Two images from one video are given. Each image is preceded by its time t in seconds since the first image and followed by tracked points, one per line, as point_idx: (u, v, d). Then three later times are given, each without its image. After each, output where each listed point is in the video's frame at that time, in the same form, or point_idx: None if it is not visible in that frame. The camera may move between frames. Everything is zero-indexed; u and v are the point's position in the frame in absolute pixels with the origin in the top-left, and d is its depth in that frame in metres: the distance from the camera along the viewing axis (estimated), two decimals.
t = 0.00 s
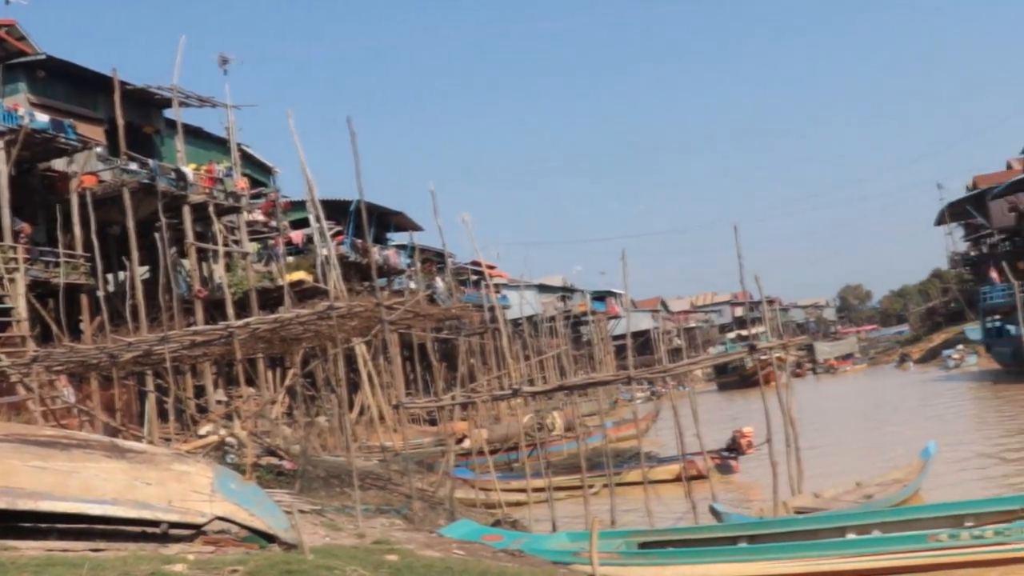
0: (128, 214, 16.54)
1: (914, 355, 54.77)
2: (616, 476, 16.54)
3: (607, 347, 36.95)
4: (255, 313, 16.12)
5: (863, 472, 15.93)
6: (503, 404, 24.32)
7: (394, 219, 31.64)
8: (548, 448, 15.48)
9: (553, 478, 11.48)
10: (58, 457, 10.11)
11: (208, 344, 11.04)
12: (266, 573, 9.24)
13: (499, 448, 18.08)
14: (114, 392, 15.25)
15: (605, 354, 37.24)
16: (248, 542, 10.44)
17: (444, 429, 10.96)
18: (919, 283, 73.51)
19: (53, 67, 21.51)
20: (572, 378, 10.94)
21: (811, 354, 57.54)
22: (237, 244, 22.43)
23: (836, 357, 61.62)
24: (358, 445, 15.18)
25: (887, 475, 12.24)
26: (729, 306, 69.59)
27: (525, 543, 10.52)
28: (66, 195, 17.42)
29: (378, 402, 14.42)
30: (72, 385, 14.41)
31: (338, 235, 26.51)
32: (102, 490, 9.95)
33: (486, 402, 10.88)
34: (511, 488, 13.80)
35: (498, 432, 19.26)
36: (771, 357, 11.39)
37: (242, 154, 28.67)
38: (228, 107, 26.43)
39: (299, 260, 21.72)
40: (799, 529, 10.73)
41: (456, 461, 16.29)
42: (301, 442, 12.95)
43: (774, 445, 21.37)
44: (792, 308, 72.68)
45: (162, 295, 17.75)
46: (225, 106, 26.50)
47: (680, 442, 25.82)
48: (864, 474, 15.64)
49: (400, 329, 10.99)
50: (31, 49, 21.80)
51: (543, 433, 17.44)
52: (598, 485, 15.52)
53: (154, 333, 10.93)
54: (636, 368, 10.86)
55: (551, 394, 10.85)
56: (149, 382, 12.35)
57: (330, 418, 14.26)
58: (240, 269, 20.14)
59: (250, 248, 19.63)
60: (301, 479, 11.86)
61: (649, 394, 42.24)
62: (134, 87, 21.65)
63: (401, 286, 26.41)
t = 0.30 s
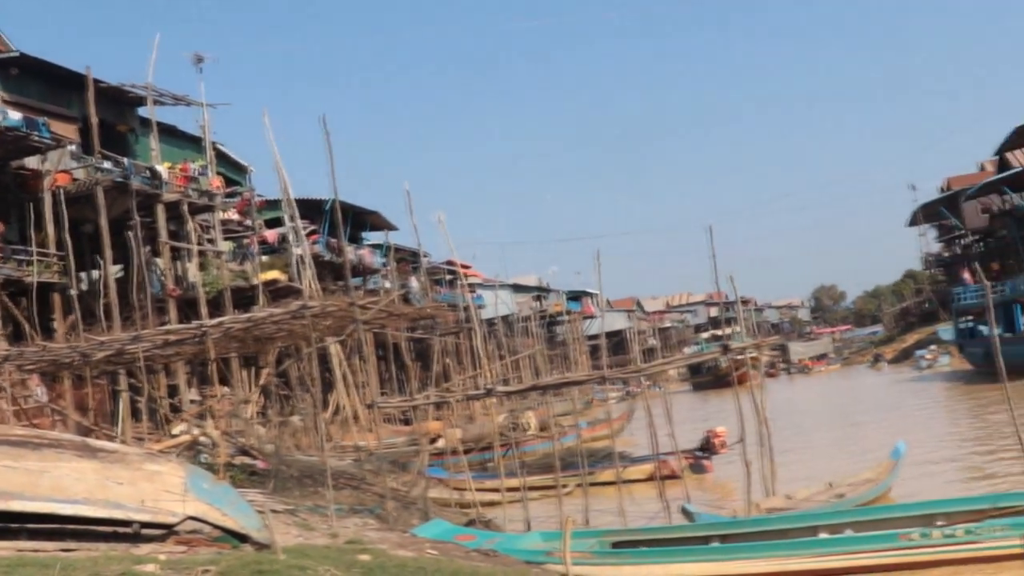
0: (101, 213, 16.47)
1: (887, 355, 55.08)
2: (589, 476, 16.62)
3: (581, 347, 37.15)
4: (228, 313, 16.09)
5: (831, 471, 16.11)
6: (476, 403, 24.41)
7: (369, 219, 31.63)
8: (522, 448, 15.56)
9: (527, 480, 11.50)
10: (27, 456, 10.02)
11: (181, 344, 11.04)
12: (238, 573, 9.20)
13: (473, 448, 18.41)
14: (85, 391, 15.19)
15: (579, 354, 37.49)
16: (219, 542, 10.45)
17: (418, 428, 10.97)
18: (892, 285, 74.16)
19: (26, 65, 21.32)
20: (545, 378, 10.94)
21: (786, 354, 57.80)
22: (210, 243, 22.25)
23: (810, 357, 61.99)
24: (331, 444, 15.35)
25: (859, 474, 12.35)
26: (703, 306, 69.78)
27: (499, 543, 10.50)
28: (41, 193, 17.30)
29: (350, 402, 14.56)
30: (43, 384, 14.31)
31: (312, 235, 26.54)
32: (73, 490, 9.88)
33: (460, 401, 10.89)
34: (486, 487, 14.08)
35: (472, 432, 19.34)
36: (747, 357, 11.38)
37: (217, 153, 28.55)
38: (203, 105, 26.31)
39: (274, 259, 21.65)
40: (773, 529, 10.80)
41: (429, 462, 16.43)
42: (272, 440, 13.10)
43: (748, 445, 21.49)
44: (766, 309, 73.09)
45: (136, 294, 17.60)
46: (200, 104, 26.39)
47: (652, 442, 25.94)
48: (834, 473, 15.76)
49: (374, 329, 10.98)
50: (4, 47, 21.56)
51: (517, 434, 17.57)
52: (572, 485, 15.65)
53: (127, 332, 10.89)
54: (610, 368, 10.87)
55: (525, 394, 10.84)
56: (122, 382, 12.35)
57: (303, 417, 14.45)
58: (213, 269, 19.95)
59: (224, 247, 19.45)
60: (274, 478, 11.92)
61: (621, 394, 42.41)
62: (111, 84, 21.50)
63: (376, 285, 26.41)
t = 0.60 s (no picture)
0: (72, 211, 16.34)
1: (857, 356, 55.34)
2: (561, 476, 16.80)
3: (555, 347, 37.33)
4: (201, 313, 16.03)
5: (799, 471, 16.30)
6: (448, 403, 24.54)
7: (343, 218, 31.61)
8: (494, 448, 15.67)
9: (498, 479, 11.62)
10: None
11: (152, 343, 11.03)
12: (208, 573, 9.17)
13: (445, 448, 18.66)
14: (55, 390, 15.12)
15: (552, 354, 37.77)
16: (190, 542, 10.44)
17: (389, 427, 10.99)
18: (864, 286, 74.78)
19: None
20: (517, 377, 10.96)
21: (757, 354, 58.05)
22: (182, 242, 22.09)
23: (782, 357, 62.36)
24: (303, 444, 15.63)
25: (829, 473, 12.48)
26: (675, 306, 69.93)
27: (470, 542, 10.54)
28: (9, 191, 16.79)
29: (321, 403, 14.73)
30: (13, 383, 14.22)
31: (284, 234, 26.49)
32: (42, 490, 9.82)
33: (431, 401, 10.92)
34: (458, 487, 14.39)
35: (443, 433, 19.51)
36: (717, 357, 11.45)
37: (189, 152, 28.40)
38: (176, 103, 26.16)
39: (247, 258, 21.55)
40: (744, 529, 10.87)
41: (400, 462, 16.92)
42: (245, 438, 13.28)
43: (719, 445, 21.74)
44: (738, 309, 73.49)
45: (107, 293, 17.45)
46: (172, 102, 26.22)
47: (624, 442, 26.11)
48: (803, 473, 15.91)
49: (346, 328, 10.99)
50: None
51: (489, 434, 17.70)
52: (545, 485, 15.84)
53: (97, 331, 10.85)
54: (581, 368, 10.90)
55: (496, 394, 10.85)
56: (93, 381, 12.31)
57: (274, 417, 14.90)
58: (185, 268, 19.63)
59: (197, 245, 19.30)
60: (246, 478, 11.96)
61: (592, 395, 42.55)
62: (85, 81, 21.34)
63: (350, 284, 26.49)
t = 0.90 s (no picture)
0: (53, 209, 16.24)
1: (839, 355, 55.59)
2: (542, 475, 16.89)
3: (536, 346, 37.38)
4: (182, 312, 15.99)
5: (776, 471, 16.41)
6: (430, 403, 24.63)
7: (324, 217, 31.58)
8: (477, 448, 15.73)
9: (479, 479, 11.68)
10: None
11: (133, 343, 11.05)
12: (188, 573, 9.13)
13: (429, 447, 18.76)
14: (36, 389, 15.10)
15: (534, 354, 37.92)
16: (170, 542, 10.42)
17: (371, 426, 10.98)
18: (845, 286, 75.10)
19: None
20: (499, 376, 10.95)
21: (739, 354, 58.14)
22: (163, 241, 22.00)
23: (763, 357, 62.52)
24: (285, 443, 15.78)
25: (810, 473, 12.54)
26: (657, 306, 69.95)
27: (450, 542, 10.56)
28: None
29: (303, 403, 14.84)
30: None
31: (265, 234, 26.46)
32: (21, 489, 9.77)
33: (413, 401, 10.91)
34: (440, 487, 14.55)
35: (425, 433, 19.58)
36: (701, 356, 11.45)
37: (171, 150, 28.28)
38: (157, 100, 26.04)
39: (228, 256, 21.49)
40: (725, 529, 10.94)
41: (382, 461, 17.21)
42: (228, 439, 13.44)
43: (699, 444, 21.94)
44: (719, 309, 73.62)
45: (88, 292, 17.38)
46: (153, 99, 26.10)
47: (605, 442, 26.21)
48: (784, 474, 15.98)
49: (328, 327, 10.98)
50: None
51: (471, 433, 17.76)
52: (527, 485, 15.93)
53: (78, 330, 10.84)
54: (563, 367, 10.87)
55: (478, 393, 10.83)
56: (74, 380, 12.30)
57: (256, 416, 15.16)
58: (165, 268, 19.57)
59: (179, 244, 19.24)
60: (228, 477, 11.97)
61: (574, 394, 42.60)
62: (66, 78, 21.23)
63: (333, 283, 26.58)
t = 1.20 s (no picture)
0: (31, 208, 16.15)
1: (817, 355, 55.66)
2: (522, 475, 16.93)
3: (517, 346, 37.39)
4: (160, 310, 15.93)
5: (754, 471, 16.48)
6: (409, 403, 24.69)
7: (304, 216, 31.51)
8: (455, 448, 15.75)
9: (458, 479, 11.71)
10: None
11: (112, 342, 11.02)
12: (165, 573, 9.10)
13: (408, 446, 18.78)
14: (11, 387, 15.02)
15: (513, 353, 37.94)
16: (148, 542, 10.39)
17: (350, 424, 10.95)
18: (825, 287, 75.37)
19: None
20: (477, 375, 10.94)
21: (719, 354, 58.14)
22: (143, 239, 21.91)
23: (743, 357, 62.62)
24: (264, 443, 15.80)
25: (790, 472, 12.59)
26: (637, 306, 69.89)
27: (429, 541, 10.57)
28: None
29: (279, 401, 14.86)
30: None
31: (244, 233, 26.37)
32: None
33: (393, 400, 10.90)
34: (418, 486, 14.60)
35: (405, 432, 19.58)
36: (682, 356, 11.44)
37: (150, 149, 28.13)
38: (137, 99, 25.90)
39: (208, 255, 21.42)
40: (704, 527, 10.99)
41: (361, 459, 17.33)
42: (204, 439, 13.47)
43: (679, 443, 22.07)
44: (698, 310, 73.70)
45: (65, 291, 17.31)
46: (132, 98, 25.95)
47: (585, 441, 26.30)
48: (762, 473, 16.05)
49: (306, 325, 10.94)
50: None
51: (450, 433, 17.81)
52: (506, 484, 15.98)
53: (54, 329, 10.79)
54: (542, 367, 10.86)
55: (457, 392, 10.82)
56: (52, 379, 12.27)
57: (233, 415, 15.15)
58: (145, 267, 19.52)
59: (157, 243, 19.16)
60: (205, 476, 11.95)
61: (553, 394, 42.58)
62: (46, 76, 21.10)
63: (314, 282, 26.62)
